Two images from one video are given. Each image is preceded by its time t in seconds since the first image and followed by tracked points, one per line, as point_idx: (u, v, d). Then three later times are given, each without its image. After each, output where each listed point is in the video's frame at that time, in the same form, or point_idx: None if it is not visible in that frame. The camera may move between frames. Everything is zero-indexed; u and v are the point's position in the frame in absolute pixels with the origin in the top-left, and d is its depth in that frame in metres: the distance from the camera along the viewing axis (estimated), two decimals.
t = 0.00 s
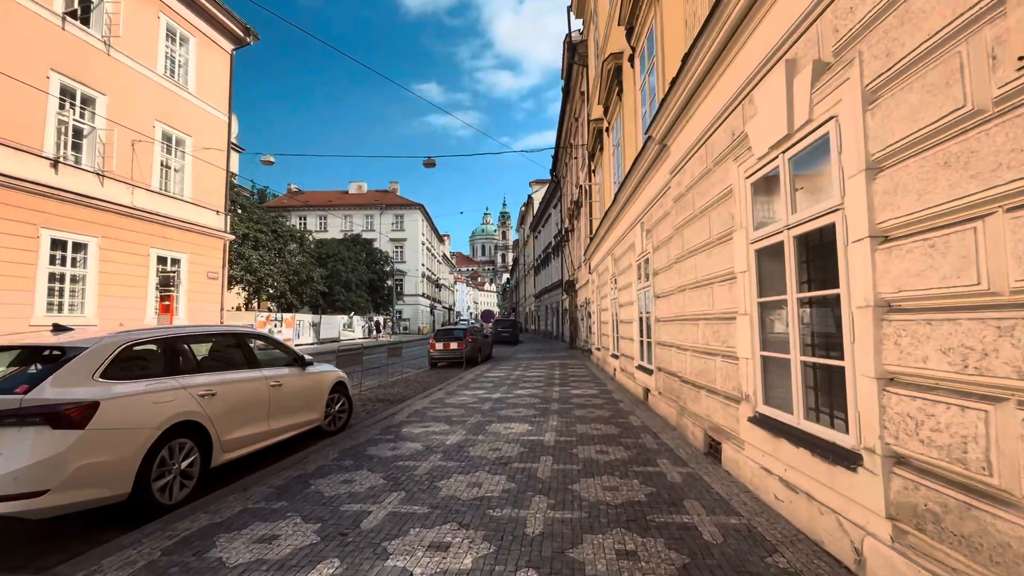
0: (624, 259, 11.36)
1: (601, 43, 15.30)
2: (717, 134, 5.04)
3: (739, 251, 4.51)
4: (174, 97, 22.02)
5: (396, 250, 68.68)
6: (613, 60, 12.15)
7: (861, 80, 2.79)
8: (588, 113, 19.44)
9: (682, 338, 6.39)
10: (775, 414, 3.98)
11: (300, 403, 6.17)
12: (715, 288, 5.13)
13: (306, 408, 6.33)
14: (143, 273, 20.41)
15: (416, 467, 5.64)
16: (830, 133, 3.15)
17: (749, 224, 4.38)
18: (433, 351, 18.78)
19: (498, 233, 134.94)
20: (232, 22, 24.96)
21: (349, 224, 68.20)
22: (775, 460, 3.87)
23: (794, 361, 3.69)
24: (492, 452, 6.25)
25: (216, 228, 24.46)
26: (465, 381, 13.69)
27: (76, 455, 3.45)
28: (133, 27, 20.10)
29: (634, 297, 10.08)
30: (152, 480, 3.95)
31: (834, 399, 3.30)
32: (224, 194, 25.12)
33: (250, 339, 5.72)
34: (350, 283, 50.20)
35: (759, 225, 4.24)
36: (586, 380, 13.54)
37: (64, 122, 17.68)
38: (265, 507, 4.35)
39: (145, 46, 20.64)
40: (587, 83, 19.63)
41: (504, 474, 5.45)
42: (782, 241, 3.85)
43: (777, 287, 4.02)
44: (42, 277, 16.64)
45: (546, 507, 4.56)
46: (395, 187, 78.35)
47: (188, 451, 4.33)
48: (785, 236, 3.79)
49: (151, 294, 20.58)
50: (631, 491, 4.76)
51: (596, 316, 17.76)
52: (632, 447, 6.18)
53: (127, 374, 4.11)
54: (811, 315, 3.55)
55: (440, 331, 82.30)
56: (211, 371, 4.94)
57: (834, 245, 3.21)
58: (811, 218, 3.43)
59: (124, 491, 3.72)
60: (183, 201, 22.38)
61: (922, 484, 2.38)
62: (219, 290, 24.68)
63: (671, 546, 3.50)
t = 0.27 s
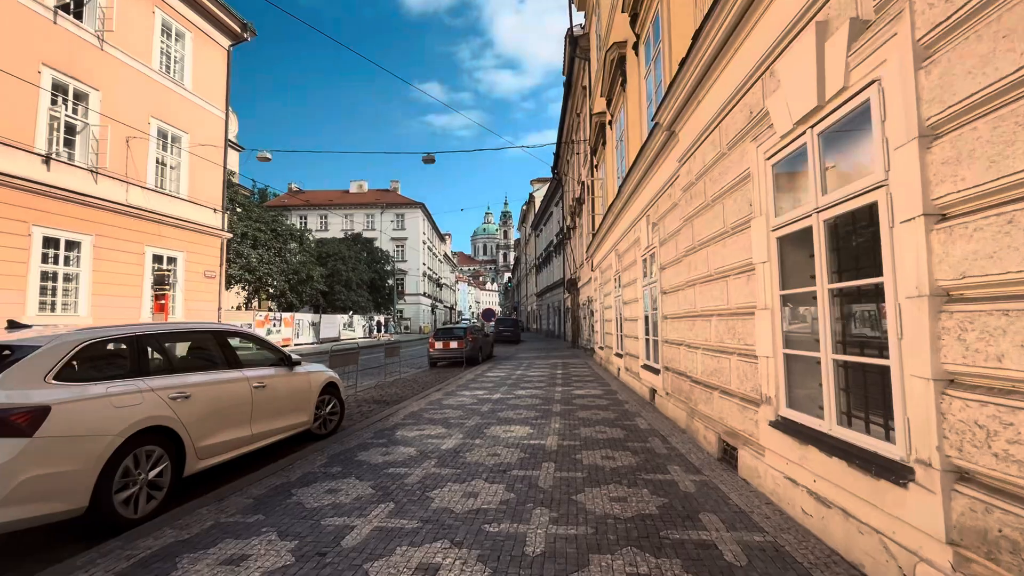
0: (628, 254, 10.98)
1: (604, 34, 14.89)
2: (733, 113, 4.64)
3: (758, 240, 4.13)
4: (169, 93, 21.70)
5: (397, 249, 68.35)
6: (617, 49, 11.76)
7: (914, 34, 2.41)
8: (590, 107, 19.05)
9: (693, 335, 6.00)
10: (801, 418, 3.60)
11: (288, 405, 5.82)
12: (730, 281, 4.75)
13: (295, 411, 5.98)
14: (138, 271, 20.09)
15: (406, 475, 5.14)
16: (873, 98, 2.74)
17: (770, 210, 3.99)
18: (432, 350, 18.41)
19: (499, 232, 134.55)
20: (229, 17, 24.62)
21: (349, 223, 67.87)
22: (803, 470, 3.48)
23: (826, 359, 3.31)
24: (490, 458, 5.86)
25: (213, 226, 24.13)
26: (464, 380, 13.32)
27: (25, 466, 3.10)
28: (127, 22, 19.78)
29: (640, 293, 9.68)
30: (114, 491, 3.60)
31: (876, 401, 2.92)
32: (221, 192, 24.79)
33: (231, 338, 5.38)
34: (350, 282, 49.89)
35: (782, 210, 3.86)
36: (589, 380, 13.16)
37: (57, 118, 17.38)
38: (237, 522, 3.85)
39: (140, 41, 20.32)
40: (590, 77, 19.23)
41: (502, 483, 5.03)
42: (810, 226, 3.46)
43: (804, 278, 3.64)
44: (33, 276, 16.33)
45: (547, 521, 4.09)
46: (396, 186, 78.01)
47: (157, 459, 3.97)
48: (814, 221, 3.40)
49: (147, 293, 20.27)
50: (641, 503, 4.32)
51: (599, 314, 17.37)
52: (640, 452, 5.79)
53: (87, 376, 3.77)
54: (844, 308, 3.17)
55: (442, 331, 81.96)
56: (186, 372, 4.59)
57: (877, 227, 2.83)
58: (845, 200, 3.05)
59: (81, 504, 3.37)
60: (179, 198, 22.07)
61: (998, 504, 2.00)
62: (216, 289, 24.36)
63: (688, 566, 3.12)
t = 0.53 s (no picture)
0: (633, 253, 10.58)
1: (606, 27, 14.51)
2: (751, 97, 4.24)
3: (781, 235, 3.73)
4: (165, 91, 21.39)
5: (399, 249, 68.07)
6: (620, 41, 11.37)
7: None
8: (592, 103, 18.64)
9: (705, 338, 5.60)
10: (837, 434, 3.18)
11: (271, 414, 5.45)
12: (748, 280, 4.36)
13: (279, 420, 5.61)
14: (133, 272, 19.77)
15: (397, 491, 4.55)
16: (931, 65, 2.35)
17: (795, 201, 3.59)
18: (432, 352, 18.03)
19: (502, 232, 134.30)
20: (227, 15, 24.34)
21: (350, 223, 67.56)
22: (839, 493, 3.06)
23: (865, 367, 2.92)
24: (487, 470, 5.46)
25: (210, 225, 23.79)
26: (464, 383, 12.93)
27: None
28: (121, 18, 19.49)
29: (645, 293, 9.27)
30: (66, 515, 3.23)
31: (935, 419, 2.51)
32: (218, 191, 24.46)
33: (209, 342, 5.01)
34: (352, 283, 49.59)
35: (809, 201, 3.46)
36: (592, 383, 12.74)
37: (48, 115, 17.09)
38: (202, 552, 3.34)
39: (135, 38, 20.01)
40: (592, 74, 18.88)
41: (498, 501, 4.50)
42: (846, 216, 3.05)
43: (836, 277, 3.25)
44: (25, 277, 16.02)
45: (548, 549, 3.54)
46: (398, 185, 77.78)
47: (118, 477, 3.60)
48: (849, 211, 3.00)
49: (143, 294, 19.92)
50: (653, 527, 3.81)
51: (603, 315, 16.97)
52: (649, 464, 5.38)
53: (37, 387, 3.40)
54: (887, 311, 2.77)
55: (444, 331, 81.63)
56: (155, 380, 4.23)
57: (937, 215, 2.43)
58: (893, 184, 2.65)
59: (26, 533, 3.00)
60: (175, 198, 21.77)
61: None
62: (214, 290, 24.01)
63: None
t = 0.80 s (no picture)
0: (637, 249, 10.21)
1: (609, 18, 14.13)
2: (773, 71, 3.85)
3: (807, 222, 3.35)
4: (160, 87, 21.08)
5: (399, 248, 67.74)
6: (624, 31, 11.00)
7: None
8: (595, 98, 18.28)
9: (717, 336, 5.24)
10: (878, 444, 2.81)
11: (253, 418, 5.09)
12: (768, 273, 3.99)
13: (262, 424, 5.26)
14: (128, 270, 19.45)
15: (384, 503, 4.20)
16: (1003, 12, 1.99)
17: (825, 183, 3.21)
18: (431, 352, 17.66)
19: (503, 232, 133.94)
20: (224, 10, 24.03)
21: (351, 222, 67.25)
22: (883, 511, 2.69)
23: (912, 368, 2.55)
24: (484, 479, 5.09)
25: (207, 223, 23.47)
26: (463, 384, 12.56)
27: None
28: (116, 13, 19.17)
29: (651, 290, 8.90)
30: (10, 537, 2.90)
31: (1004, 429, 2.14)
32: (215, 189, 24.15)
33: (185, 342, 4.65)
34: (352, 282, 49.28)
35: (841, 183, 3.10)
36: (595, 383, 12.39)
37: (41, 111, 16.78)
38: (159, 575, 3.01)
39: (129, 33, 19.70)
40: (594, 68, 18.52)
41: (495, 515, 4.13)
42: (891, 196, 2.67)
43: (873, 266, 2.88)
44: (16, 275, 15.71)
45: (549, 573, 3.11)
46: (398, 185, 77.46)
47: (72, 491, 3.26)
48: (894, 190, 2.63)
49: (138, 293, 19.60)
50: (665, 547, 3.34)
51: (606, 314, 16.60)
52: (658, 472, 5.00)
53: None
54: (941, 303, 2.41)
55: (445, 331, 81.31)
56: (120, 384, 3.87)
57: (1009, 189, 2.06)
58: (949, 156, 2.29)
59: None
60: (171, 195, 21.47)
61: None
62: (211, 289, 23.70)
63: None
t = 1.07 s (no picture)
0: (642, 248, 9.83)
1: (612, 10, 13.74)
2: (801, 45, 3.44)
3: (841, 212, 2.97)
4: (155, 85, 20.75)
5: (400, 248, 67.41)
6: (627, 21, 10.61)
7: None
8: (597, 94, 17.90)
9: (731, 340, 4.88)
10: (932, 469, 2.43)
11: (233, 429, 4.73)
12: (793, 270, 3.61)
13: (243, 435, 4.90)
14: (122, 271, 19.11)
15: (369, 527, 3.87)
16: None
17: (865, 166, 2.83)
18: (430, 354, 17.29)
19: (504, 231, 133.58)
20: (220, 7, 23.68)
21: (351, 222, 66.90)
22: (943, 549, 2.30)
23: (979, 383, 2.17)
24: (479, 497, 4.69)
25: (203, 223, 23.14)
26: (462, 387, 12.19)
27: None
28: (109, 9, 18.84)
29: (656, 290, 8.51)
30: None
31: None
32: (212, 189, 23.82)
33: (156, 348, 4.29)
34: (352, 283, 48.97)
35: (885, 167, 2.72)
36: (598, 386, 12.01)
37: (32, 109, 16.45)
38: None
39: (123, 29, 19.36)
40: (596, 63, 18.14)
41: (492, 539, 3.75)
42: (955, 179, 2.28)
43: (921, 264, 2.52)
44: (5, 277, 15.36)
45: None
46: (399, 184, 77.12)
47: (13, 521, 2.90)
48: (958, 173, 2.24)
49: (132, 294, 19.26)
50: None
51: (608, 314, 16.23)
52: (668, 488, 4.61)
53: None
54: (1017, 307, 2.03)
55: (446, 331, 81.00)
56: (73, 397, 3.50)
57: None
58: None
59: None
60: (166, 195, 21.14)
61: None
62: (207, 290, 23.35)
63: None
